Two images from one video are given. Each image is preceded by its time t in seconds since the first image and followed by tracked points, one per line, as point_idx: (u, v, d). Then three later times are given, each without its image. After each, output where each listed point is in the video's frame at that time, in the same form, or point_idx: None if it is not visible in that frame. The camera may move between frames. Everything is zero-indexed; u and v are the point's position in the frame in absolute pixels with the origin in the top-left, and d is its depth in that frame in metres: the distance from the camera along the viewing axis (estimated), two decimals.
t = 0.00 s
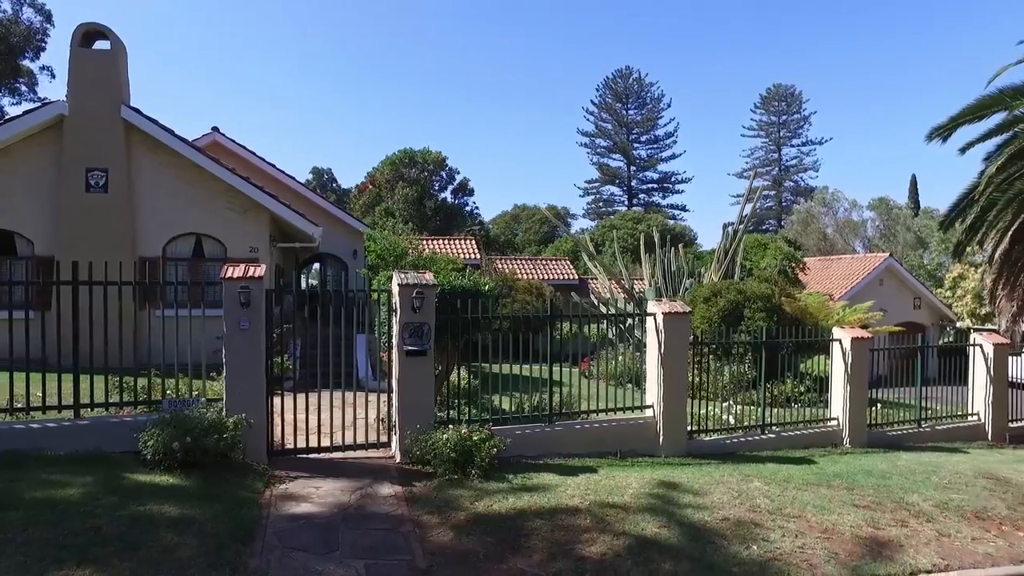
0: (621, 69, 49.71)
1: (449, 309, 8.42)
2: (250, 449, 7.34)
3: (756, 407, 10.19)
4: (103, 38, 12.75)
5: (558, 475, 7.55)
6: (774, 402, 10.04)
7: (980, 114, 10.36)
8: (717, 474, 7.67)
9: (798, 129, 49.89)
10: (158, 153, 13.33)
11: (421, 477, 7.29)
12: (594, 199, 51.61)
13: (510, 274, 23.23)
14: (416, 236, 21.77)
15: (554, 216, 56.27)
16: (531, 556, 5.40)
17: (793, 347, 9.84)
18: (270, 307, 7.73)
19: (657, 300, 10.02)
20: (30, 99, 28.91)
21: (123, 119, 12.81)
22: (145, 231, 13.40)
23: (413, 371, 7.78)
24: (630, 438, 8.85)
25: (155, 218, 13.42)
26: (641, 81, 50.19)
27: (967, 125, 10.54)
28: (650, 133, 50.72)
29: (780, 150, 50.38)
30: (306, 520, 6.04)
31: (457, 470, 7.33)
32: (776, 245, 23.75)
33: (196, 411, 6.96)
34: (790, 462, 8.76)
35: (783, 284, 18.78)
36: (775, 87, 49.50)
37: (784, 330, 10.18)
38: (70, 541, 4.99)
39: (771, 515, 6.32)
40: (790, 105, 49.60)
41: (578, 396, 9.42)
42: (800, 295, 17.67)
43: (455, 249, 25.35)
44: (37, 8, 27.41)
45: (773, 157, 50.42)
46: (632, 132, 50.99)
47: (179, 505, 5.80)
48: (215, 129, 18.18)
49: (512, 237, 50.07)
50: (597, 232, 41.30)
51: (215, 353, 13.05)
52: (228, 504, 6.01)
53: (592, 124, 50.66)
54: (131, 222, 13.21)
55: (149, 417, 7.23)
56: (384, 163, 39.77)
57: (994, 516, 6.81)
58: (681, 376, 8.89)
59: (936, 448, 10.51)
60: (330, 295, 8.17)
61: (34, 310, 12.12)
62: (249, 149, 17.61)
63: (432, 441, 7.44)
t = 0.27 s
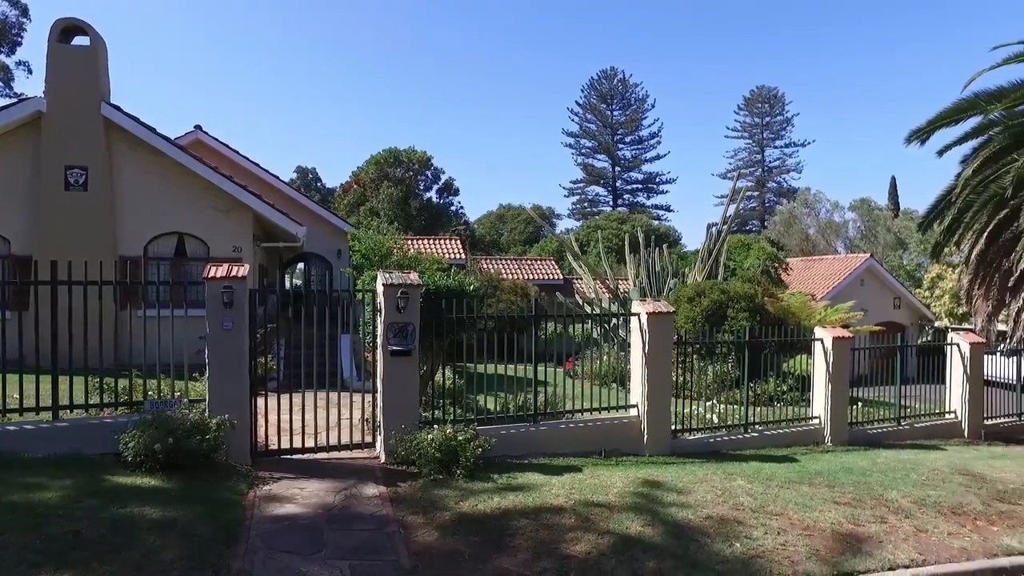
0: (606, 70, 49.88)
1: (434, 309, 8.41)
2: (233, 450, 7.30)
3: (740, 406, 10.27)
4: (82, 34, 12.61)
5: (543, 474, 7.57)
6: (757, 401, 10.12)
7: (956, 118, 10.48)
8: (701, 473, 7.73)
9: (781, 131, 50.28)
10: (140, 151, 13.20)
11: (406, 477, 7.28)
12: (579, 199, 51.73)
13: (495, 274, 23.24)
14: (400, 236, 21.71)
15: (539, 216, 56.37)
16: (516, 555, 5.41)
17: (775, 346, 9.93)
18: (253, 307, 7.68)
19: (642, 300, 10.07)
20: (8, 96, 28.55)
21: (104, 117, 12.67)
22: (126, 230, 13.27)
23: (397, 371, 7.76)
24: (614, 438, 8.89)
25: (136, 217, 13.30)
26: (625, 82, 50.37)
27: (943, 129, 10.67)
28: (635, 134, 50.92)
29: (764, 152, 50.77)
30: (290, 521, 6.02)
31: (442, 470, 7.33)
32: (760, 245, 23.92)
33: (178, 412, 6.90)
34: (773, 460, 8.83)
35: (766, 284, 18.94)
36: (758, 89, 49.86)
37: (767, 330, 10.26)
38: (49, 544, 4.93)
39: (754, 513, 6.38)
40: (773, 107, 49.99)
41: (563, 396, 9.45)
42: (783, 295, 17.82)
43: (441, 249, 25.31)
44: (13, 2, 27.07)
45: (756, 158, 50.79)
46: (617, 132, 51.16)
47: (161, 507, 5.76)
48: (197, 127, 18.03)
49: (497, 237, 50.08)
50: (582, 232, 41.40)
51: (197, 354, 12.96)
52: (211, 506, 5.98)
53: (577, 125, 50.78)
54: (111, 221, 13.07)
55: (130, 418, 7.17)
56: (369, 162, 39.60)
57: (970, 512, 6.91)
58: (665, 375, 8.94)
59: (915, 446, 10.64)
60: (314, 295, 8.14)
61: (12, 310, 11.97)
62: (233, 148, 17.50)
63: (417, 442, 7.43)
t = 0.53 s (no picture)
0: (592, 70, 50.00)
1: (419, 308, 8.40)
2: (218, 450, 7.25)
3: (724, 405, 10.33)
4: (63, 30, 12.45)
5: (529, 474, 7.57)
6: (741, 400, 10.19)
7: (937, 121, 10.61)
8: (686, 472, 7.77)
9: (765, 132, 50.64)
10: (123, 149, 13.08)
11: (392, 478, 7.26)
12: (565, 199, 51.83)
13: (481, 274, 23.23)
14: (386, 236, 21.65)
15: (525, 216, 56.43)
16: (502, 555, 5.41)
17: (759, 346, 10.01)
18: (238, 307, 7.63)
19: (628, 300, 10.10)
20: None
21: (85, 114, 12.51)
22: (108, 229, 13.15)
23: (383, 371, 7.74)
24: (600, 437, 8.92)
25: (119, 217, 13.18)
26: (611, 82, 50.52)
27: (924, 132, 10.80)
28: (621, 135, 51.08)
29: (748, 153, 51.11)
30: (275, 522, 5.99)
31: (428, 470, 7.32)
32: (745, 246, 24.07)
33: (162, 413, 6.85)
34: (757, 458, 8.90)
35: (750, 284, 19.07)
36: (743, 90, 50.19)
37: (751, 329, 10.33)
38: (29, 548, 4.88)
39: (738, 511, 6.42)
40: (758, 108, 50.33)
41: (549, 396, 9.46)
42: (767, 295, 17.95)
43: (427, 249, 25.27)
44: None
45: (741, 159, 51.12)
46: (603, 133, 51.30)
47: (143, 509, 5.71)
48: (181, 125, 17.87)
49: (483, 237, 50.06)
50: (568, 232, 41.47)
51: (181, 354, 12.87)
52: (195, 508, 5.93)
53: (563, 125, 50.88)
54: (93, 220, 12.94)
55: (112, 420, 7.11)
56: (355, 161, 39.41)
57: (950, 509, 7.01)
58: (650, 375, 8.99)
59: (896, 444, 10.76)
60: (299, 295, 8.10)
61: None
62: (217, 147, 17.38)
63: (403, 442, 7.42)
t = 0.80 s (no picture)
0: (578, 71, 50.11)
1: (404, 308, 8.37)
2: (201, 452, 7.19)
3: (709, 404, 10.38)
4: (40, 25, 12.26)
5: (514, 474, 7.57)
6: (725, 400, 10.26)
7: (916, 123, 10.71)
8: (670, 471, 7.80)
9: (749, 133, 50.99)
10: (103, 147, 12.93)
11: (377, 478, 7.24)
12: (550, 199, 51.90)
13: (466, 274, 23.21)
14: (371, 236, 21.56)
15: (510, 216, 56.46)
16: (487, 555, 5.41)
17: (743, 345, 10.08)
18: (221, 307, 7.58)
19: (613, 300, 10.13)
20: None
21: (64, 111, 12.29)
22: (88, 228, 13.01)
23: (368, 371, 7.71)
24: (586, 436, 8.95)
25: (100, 216, 13.04)
26: (596, 83, 50.66)
27: (903, 134, 10.91)
28: (606, 135, 51.23)
29: (732, 154, 51.43)
30: (259, 523, 5.95)
31: (413, 471, 7.30)
32: (729, 246, 24.21)
33: (143, 414, 6.78)
34: (741, 457, 8.96)
35: (734, 284, 19.19)
36: (727, 92, 50.51)
37: (735, 329, 10.39)
38: (7, 553, 4.81)
39: (722, 509, 6.46)
40: (742, 110, 50.66)
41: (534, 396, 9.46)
42: (750, 295, 18.06)
43: (412, 248, 25.20)
44: None
45: (725, 160, 51.44)
46: (588, 133, 51.42)
47: (124, 512, 5.65)
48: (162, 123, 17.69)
49: (469, 237, 50.01)
50: (554, 232, 41.53)
51: (163, 354, 12.77)
52: (177, 510, 5.88)
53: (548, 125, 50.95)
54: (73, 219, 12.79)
55: (92, 422, 7.03)
56: (340, 160, 39.18)
57: (929, 505, 7.09)
58: (635, 375, 9.02)
59: (878, 442, 10.88)
60: (283, 295, 8.04)
61: None
62: (200, 145, 17.26)
63: (388, 442, 7.39)
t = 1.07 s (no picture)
0: (563, 71, 50.19)
1: (390, 308, 8.34)
2: (183, 454, 7.12)
3: (693, 404, 10.44)
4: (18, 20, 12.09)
5: (500, 474, 7.57)
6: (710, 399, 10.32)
7: (897, 125, 10.83)
8: (655, 470, 7.83)
9: (733, 134, 51.31)
10: (84, 145, 12.77)
11: (362, 479, 7.21)
12: (536, 199, 51.96)
13: (451, 273, 23.19)
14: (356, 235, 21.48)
15: (496, 216, 56.47)
16: (473, 555, 5.40)
17: (727, 345, 10.14)
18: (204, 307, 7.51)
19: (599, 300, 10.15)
20: None
21: (42, 108, 12.06)
22: (68, 227, 12.85)
23: (353, 371, 7.68)
24: (571, 436, 8.97)
25: (80, 214, 12.88)
26: (582, 83, 50.77)
27: (884, 136, 11.02)
28: (591, 135, 51.35)
29: (716, 155, 51.74)
30: (242, 525, 5.90)
31: (398, 471, 7.28)
32: (713, 246, 24.34)
33: (124, 416, 6.71)
34: (725, 456, 9.02)
35: (719, 284, 19.31)
36: (711, 93, 50.82)
37: (720, 329, 10.46)
38: None
39: (706, 508, 6.50)
40: (726, 111, 50.97)
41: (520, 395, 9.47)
42: (735, 295, 18.18)
43: (397, 248, 25.14)
44: None
45: (709, 161, 51.74)
46: (574, 133, 51.52)
47: (104, 515, 5.58)
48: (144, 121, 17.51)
49: (454, 236, 49.96)
50: (539, 232, 41.57)
51: (145, 355, 12.66)
52: (158, 512, 5.82)
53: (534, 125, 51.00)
54: (52, 218, 12.63)
55: (71, 423, 6.95)
56: (325, 159, 38.95)
57: (909, 502, 7.18)
58: (620, 374, 9.05)
59: (859, 440, 10.99)
60: (267, 294, 7.99)
61: None
62: (183, 144, 17.11)
63: (373, 442, 7.36)
